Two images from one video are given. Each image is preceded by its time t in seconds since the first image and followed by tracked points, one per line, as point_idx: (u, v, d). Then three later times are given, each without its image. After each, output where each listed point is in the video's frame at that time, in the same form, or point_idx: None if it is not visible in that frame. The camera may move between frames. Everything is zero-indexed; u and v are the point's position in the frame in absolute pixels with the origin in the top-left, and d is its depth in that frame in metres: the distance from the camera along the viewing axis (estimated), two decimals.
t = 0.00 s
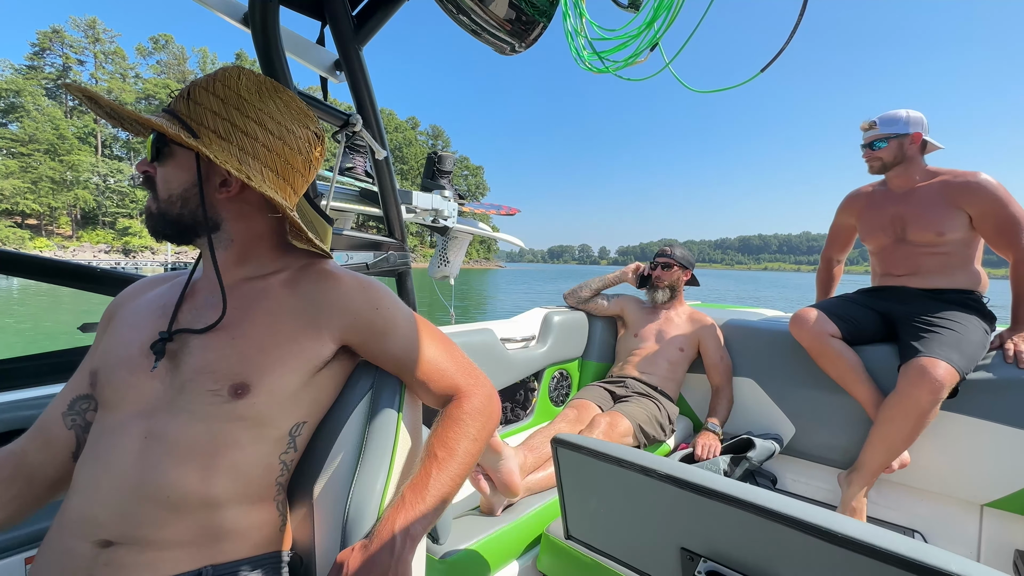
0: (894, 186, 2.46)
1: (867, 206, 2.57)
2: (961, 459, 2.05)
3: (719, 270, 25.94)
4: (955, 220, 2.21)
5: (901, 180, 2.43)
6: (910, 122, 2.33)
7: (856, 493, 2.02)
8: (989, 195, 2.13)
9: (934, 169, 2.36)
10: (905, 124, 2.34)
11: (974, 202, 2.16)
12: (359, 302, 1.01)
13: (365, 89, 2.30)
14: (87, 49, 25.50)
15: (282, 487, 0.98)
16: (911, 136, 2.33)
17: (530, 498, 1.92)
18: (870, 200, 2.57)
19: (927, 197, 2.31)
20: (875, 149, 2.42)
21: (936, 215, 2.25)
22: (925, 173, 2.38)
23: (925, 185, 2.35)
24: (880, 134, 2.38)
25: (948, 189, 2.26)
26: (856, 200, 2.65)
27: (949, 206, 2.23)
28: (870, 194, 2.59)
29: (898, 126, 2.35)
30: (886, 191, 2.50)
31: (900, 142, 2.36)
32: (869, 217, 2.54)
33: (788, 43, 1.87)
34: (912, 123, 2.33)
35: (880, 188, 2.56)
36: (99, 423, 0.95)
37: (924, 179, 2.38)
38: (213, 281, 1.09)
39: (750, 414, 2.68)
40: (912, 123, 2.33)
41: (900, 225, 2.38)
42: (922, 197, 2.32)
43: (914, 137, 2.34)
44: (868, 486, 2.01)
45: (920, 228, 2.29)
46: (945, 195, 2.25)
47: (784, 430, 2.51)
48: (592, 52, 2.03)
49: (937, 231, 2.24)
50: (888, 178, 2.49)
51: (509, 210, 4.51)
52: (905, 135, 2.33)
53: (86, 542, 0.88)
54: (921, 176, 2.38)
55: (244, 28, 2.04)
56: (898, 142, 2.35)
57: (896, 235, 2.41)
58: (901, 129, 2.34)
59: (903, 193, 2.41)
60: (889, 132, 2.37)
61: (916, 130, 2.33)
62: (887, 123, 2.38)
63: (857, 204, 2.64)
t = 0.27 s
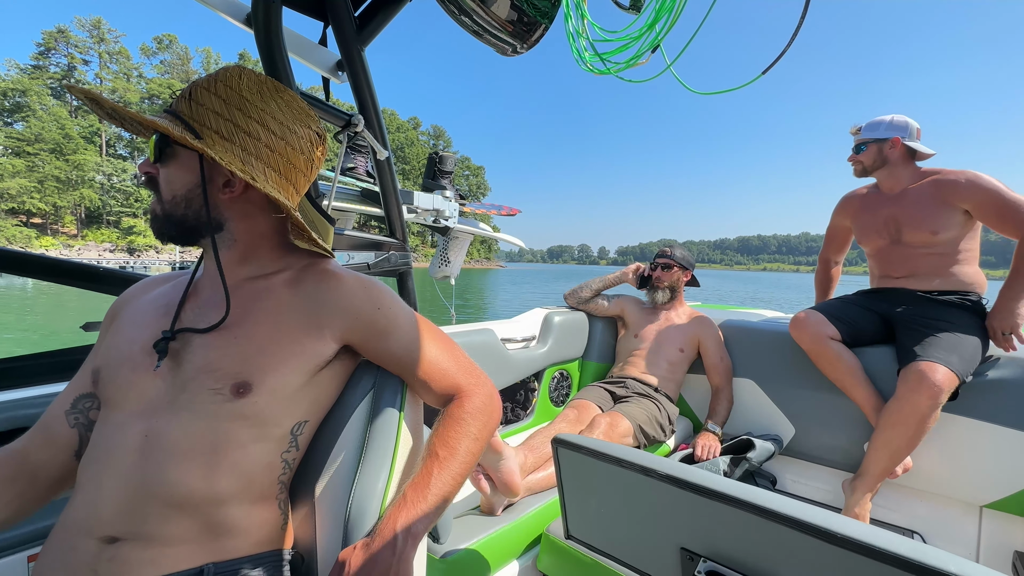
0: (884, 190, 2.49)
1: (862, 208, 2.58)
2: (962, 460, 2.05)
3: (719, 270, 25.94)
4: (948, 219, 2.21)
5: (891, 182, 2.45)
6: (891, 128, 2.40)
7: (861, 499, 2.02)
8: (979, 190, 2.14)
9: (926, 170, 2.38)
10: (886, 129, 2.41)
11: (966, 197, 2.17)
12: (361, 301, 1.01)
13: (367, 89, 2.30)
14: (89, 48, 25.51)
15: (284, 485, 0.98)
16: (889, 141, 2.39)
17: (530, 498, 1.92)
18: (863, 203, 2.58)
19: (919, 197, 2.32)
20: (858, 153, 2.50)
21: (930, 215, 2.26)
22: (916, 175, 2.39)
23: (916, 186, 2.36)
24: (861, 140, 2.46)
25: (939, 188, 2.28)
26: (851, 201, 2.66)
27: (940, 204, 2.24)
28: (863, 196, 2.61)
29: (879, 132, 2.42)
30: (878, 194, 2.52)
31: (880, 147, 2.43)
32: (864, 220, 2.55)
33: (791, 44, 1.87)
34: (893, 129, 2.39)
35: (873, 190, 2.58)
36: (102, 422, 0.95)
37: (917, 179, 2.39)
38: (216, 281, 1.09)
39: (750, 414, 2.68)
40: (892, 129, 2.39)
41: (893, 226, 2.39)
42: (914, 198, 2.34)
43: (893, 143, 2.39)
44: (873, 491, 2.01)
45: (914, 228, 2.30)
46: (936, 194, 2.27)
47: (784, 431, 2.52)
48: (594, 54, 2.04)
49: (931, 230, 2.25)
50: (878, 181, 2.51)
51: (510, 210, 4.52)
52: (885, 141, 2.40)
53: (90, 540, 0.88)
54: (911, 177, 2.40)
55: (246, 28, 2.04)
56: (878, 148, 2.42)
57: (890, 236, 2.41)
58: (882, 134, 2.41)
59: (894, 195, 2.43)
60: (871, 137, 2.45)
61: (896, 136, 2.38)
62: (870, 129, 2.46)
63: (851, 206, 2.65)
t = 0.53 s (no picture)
0: (879, 192, 2.49)
1: (859, 209, 2.59)
2: (963, 461, 2.05)
3: (720, 271, 25.93)
4: (939, 219, 2.21)
5: (885, 184, 2.45)
6: (886, 129, 2.39)
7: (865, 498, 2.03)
8: (966, 186, 2.12)
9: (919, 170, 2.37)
10: (882, 131, 2.40)
11: (952, 195, 2.16)
12: (363, 300, 1.02)
13: (369, 89, 2.30)
14: (92, 46, 25.54)
15: (286, 484, 0.98)
16: (885, 143, 2.39)
17: (531, 497, 1.92)
18: (862, 204, 2.58)
19: (911, 198, 2.32)
20: (852, 155, 2.50)
21: (921, 216, 2.26)
22: (909, 175, 2.39)
23: (908, 186, 2.36)
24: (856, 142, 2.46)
25: (928, 188, 2.27)
26: (849, 203, 2.66)
27: (928, 205, 2.24)
28: (860, 198, 2.61)
29: (875, 134, 2.42)
30: (873, 196, 2.52)
31: (876, 150, 2.43)
32: (861, 221, 2.56)
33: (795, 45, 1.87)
34: (888, 130, 2.38)
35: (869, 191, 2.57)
36: (105, 420, 0.96)
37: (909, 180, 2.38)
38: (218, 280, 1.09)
39: (750, 415, 2.68)
40: (887, 131, 2.39)
41: (889, 228, 2.39)
42: (906, 199, 2.34)
43: (889, 145, 2.39)
44: (876, 490, 2.02)
45: (908, 229, 2.30)
46: (924, 194, 2.27)
47: (785, 432, 2.52)
48: (596, 53, 2.04)
49: (923, 230, 2.24)
50: (873, 183, 2.50)
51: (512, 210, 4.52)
52: (880, 143, 2.40)
53: (93, 537, 0.88)
54: (904, 177, 2.40)
55: (249, 27, 2.04)
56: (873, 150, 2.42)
57: (888, 238, 2.40)
58: (877, 136, 2.41)
59: (888, 197, 2.43)
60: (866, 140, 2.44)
61: (891, 137, 2.38)
62: (866, 131, 2.45)
63: (851, 207, 2.64)
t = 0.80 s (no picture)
0: (878, 193, 2.48)
1: (857, 210, 2.59)
2: (964, 462, 2.05)
3: (721, 271, 25.91)
4: (933, 220, 2.20)
5: (883, 185, 2.44)
6: (893, 129, 2.36)
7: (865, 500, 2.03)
8: (957, 187, 2.11)
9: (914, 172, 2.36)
10: (889, 131, 2.37)
11: (944, 195, 2.16)
12: (365, 299, 1.02)
13: (371, 88, 2.30)
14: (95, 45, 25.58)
15: (288, 482, 0.99)
16: (893, 142, 2.36)
17: (532, 496, 1.92)
18: (862, 204, 2.57)
19: (907, 199, 2.32)
20: (858, 153, 2.45)
21: (915, 219, 2.27)
22: (906, 176, 2.38)
23: (904, 187, 2.36)
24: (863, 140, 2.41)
25: (923, 190, 2.26)
26: (847, 204, 2.67)
27: (922, 205, 2.24)
28: (858, 199, 2.61)
29: (882, 133, 2.38)
30: (871, 197, 2.52)
31: (882, 149, 2.39)
32: (860, 223, 2.56)
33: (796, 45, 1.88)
34: (895, 130, 2.35)
35: (867, 192, 2.57)
36: (109, 417, 0.96)
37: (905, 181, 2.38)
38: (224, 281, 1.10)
39: (751, 415, 2.68)
40: (894, 130, 2.35)
41: (886, 230, 2.39)
42: (902, 200, 2.34)
43: (896, 144, 2.36)
44: (876, 492, 2.02)
45: (904, 232, 2.30)
46: (919, 195, 2.27)
47: (786, 432, 2.52)
48: (598, 53, 2.04)
49: (919, 233, 2.25)
50: (873, 184, 2.49)
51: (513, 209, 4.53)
52: (888, 142, 2.36)
53: (96, 535, 0.89)
54: (902, 179, 2.39)
55: (252, 26, 2.04)
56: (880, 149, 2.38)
57: (886, 240, 2.40)
58: (884, 136, 2.37)
59: (886, 198, 2.43)
60: (873, 138, 2.40)
61: (899, 136, 2.36)
62: (872, 129, 2.41)
63: (851, 208, 2.64)
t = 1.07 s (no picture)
0: (883, 193, 2.46)
1: (861, 210, 2.58)
2: (964, 462, 2.05)
3: (722, 271, 25.90)
4: (939, 220, 2.19)
5: (891, 185, 2.42)
6: (908, 127, 2.31)
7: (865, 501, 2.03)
8: (963, 186, 2.11)
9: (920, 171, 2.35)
10: (905, 128, 2.31)
11: (948, 194, 2.16)
12: (367, 299, 1.02)
13: (373, 88, 2.31)
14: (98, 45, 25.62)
15: (289, 481, 0.99)
16: (907, 140, 2.31)
17: (532, 496, 1.92)
18: (865, 204, 2.56)
19: (912, 199, 2.31)
20: (874, 149, 2.36)
21: (921, 220, 2.25)
22: (913, 176, 2.37)
23: (910, 187, 2.35)
24: (882, 135, 2.32)
25: (927, 190, 2.26)
26: (850, 204, 2.66)
27: (928, 205, 2.23)
28: (860, 198, 2.61)
29: (898, 130, 2.31)
30: (876, 197, 2.51)
31: (897, 146, 2.32)
32: (864, 223, 2.56)
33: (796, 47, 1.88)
34: (909, 129, 2.31)
35: (870, 192, 2.57)
36: (113, 415, 0.96)
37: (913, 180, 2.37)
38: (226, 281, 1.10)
39: (751, 415, 2.68)
40: (909, 129, 2.31)
41: (892, 230, 2.38)
42: (907, 200, 2.33)
43: (909, 142, 2.32)
44: (877, 493, 2.02)
45: (911, 232, 2.29)
46: (924, 195, 2.26)
47: (786, 432, 2.52)
48: (598, 54, 2.04)
49: (926, 234, 2.24)
50: (879, 183, 2.46)
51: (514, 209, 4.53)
52: (904, 140, 2.30)
53: (100, 533, 0.89)
54: (909, 178, 2.38)
55: (254, 27, 2.05)
56: (897, 145, 2.30)
57: (892, 241, 2.40)
58: (900, 133, 2.31)
59: (891, 198, 2.42)
60: (890, 134, 2.32)
61: (911, 135, 2.32)
62: (889, 125, 2.33)
63: (853, 208, 2.64)
